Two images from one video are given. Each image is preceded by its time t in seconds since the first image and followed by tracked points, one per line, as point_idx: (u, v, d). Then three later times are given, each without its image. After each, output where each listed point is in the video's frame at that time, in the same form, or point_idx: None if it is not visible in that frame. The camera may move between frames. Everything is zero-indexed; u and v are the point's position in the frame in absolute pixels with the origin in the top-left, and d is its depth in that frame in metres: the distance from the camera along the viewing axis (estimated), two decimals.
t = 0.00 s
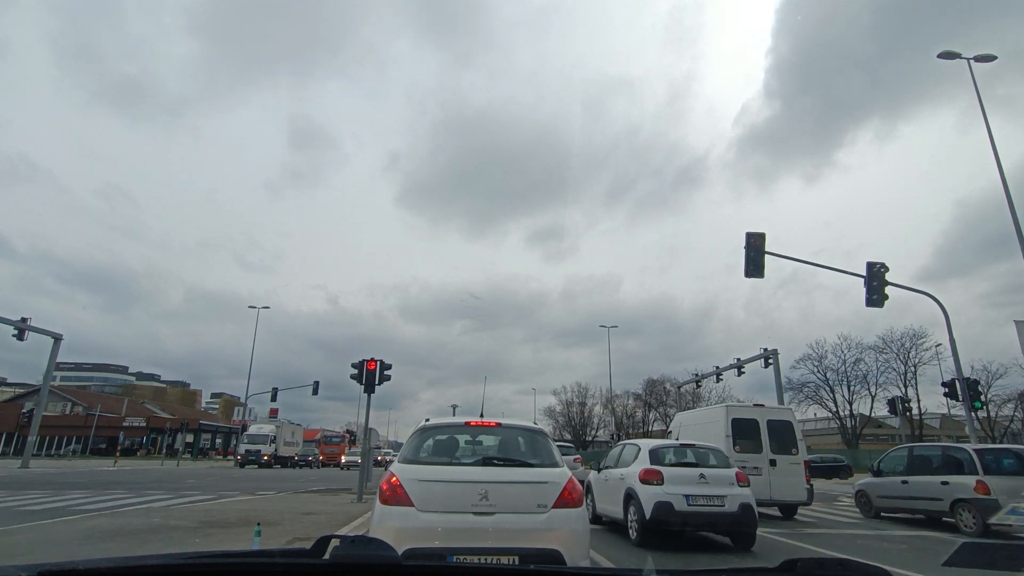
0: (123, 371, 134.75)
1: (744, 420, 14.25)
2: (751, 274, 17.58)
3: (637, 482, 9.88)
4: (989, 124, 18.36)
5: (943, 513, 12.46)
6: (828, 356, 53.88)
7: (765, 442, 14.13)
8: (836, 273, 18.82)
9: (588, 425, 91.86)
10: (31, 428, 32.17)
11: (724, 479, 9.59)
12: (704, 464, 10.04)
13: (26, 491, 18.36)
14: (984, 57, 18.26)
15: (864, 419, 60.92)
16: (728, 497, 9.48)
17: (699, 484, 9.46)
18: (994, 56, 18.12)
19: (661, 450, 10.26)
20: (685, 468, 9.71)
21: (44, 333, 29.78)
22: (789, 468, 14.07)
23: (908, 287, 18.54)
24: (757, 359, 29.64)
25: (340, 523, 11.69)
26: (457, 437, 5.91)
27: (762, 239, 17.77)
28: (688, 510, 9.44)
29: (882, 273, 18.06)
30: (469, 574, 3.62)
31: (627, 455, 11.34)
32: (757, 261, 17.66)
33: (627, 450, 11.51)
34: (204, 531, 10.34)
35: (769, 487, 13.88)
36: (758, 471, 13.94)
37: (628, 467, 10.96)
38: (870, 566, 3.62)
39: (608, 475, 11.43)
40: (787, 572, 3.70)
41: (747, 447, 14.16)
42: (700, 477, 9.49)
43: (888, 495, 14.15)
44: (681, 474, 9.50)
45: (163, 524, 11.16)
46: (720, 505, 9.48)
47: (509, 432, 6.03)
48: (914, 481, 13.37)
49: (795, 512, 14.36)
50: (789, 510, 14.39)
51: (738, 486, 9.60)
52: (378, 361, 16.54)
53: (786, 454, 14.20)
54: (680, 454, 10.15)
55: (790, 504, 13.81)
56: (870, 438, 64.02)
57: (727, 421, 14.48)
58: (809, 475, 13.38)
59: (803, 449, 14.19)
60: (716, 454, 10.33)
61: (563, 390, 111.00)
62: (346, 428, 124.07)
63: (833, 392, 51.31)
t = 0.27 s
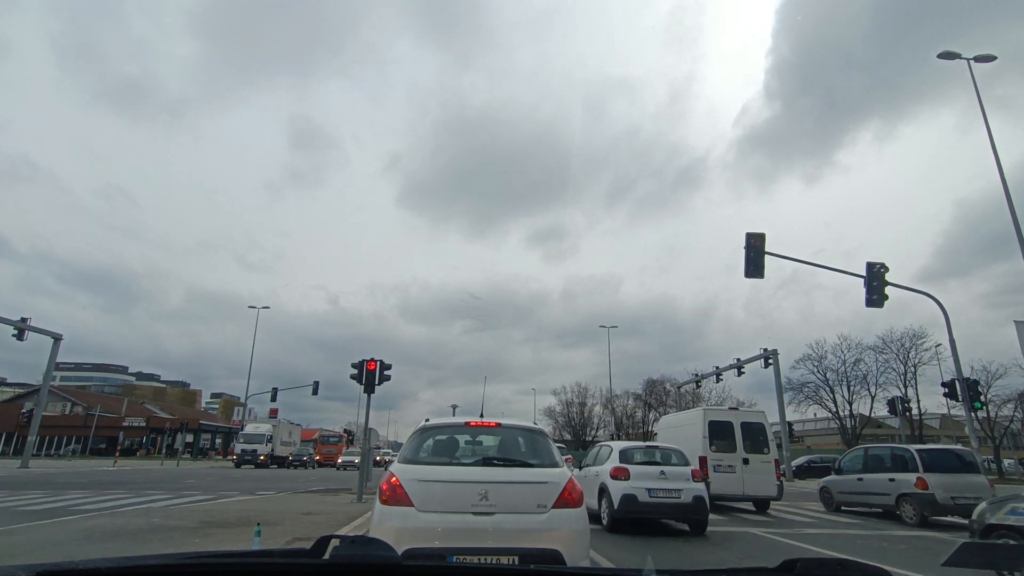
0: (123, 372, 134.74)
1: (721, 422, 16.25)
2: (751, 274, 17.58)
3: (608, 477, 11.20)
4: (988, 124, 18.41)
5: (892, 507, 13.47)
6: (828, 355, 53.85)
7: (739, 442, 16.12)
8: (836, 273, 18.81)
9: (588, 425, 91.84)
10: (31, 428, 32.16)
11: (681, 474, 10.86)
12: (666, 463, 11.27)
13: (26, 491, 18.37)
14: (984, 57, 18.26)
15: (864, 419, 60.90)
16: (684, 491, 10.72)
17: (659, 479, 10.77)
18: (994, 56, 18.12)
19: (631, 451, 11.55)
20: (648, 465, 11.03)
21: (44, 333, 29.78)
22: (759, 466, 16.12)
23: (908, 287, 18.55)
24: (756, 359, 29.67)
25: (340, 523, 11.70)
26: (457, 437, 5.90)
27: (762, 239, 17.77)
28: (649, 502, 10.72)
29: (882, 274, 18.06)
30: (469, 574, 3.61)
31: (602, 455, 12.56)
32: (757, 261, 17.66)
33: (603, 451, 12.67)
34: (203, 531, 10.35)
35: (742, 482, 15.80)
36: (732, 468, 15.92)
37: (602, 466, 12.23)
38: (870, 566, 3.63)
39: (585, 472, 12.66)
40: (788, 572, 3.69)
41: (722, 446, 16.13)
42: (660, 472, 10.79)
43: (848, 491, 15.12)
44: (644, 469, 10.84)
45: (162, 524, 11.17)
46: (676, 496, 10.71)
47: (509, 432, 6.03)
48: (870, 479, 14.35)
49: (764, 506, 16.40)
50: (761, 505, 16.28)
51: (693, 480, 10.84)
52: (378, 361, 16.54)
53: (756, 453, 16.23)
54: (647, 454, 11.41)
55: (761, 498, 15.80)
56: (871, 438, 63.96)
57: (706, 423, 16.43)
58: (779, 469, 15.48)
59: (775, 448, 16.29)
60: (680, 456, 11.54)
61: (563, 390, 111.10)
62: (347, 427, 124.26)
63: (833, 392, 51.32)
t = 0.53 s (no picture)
0: (123, 372, 134.75)
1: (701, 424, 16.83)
2: (751, 274, 17.57)
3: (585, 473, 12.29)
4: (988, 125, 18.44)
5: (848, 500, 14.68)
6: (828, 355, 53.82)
7: (715, 442, 16.82)
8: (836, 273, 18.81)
9: (588, 425, 91.83)
10: (31, 428, 32.18)
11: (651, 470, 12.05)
12: (639, 461, 12.42)
13: (26, 491, 18.38)
14: (984, 57, 18.26)
15: (864, 420, 60.89)
16: (652, 486, 11.92)
17: (631, 474, 11.92)
18: (994, 56, 18.13)
19: (608, 449, 12.71)
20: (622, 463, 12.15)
21: (44, 333, 29.80)
22: (736, 465, 16.84)
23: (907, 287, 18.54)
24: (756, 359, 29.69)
25: (340, 523, 11.70)
26: (457, 437, 5.90)
27: (762, 239, 17.77)
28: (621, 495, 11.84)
29: (882, 274, 18.05)
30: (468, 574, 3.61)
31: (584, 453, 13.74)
32: (757, 261, 17.66)
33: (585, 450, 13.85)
34: (203, 531, 10.35)
35: (719, 480, 16.50)
36: (710, 467, 16.56)
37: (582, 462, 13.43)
38: (870, 567, 3.63)
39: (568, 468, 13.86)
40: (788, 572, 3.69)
41: (700, 447, 16.84)
42: (634, 470, 11.91)
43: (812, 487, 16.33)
44: (619, 466, 11.94)
45: (162, 524, 11.17)
46: (646, 491, 11.91)
47: (509, 432, 6.03)
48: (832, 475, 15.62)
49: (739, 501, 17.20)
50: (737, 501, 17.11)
51: (662, 477, 12.07)
52: (378, 361, 16.54)
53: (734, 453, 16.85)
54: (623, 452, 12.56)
55: (737, 495, 16.55)
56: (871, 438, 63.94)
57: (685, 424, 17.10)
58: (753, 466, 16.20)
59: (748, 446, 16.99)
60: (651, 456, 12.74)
61: (563, 390, 111.13)
62: (347, 427, 124.25)
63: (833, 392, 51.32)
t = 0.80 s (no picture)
0: (123, 372, 134.89)
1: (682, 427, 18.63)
2: (751, 274, 17.58)
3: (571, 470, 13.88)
4: (988, 125, 18.46)
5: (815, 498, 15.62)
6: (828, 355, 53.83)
7: (696, 444, 18.66)
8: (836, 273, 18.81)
9: (588, 425, 91.82)
10: (31, 428, 32.16)
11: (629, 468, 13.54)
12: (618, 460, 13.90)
13: (27, 491, 18.40)
14: (984, 57, 18.26)
15: (864, 420, 60.77)
16: (628, 481, 13.41)
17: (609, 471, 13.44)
18: (994, 56, 18.13)
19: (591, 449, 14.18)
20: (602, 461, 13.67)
21: (44, 333, 29.80)
22: (713, 465, 18.56)
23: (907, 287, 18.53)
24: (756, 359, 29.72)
25: (340, 523, 11.70)
26: (457, 437, 5.91)
27: (762, 239, 17.77)
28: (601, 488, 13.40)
29: (882, 274, 18.05)
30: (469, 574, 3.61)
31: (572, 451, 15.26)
32: (757, 261, 17.66)
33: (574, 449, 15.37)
34: (203, 531, 10.35)
35: (698, 479, 18.38)
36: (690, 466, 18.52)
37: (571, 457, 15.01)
38: (868, 567, 3.64)
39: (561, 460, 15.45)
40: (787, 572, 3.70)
41: (681, 447, 18.74)
42: (612, 467, 13.40)
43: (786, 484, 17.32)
44: (600, 465, 13.44)
45: (163, 524, 11.18)
46: (623, 485, 13.40)
47: (509, 431, 6.03)
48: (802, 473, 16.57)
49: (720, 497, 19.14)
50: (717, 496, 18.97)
51: (637, 474, 13.48)
52: (378, 361, 16.54)
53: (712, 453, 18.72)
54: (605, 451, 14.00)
55: (715, 492, 18.35)
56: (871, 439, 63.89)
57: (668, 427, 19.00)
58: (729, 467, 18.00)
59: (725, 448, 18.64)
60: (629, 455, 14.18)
61: (563, 390, 111.21)
62: (347, 427, 124.22)
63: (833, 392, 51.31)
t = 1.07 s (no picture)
0: (123, 372, 134.89)
1: (664, 430, 20.54)
2: (751, 274, 17.58)
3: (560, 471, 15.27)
4: (989, 124, 18.47)
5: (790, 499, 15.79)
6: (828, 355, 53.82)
7: (677, 445, 20.55)
8: (836, 273, 18.81)
9: (588, 425, 91.81)
10: (31, 428, 32.14)
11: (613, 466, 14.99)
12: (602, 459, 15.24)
13: (27, 491, 18.41)
14: (984, 57, 18.27)
15: (864, 420, 60.69)
16: (609, 477, 14.71)
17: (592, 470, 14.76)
18: (994, 56, 18.13)
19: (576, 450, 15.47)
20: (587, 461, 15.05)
21: (44, 333, 29.81)
22: (694, 464, 20.56)
23: (908, 287, 18.54)
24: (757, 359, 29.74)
25: (340, 523, 11.70)
26: (457, 437, 5.90)
27: (762, 239, 17.77)
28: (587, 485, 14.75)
29: (882, 274, 18.05)
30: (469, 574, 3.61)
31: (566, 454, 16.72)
32: (757, 261, 17.66)
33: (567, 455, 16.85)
34: (203, 531, 10.36)
35: (679, 477, 20.35)
36: (672, 465, 20.45)
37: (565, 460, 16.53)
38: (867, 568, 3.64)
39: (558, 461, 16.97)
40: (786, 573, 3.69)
41: (663, 448, 20.62)
42: (595, 465, 14.74)
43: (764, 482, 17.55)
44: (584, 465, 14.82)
45: (163, 524, 11.19)
46: (604, 481, 14.70)
47: (509, 431, 6.03)
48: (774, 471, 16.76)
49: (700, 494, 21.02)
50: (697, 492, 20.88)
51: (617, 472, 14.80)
52: (378, 361, 16.54)
53: (692, 453, 20.72)
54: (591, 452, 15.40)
55: (695, 489, 20.27)
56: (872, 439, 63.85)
57: (652, 430, 20.76)
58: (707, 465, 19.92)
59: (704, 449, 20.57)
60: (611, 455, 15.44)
61: (563, 390, 111.18)
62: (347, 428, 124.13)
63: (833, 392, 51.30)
